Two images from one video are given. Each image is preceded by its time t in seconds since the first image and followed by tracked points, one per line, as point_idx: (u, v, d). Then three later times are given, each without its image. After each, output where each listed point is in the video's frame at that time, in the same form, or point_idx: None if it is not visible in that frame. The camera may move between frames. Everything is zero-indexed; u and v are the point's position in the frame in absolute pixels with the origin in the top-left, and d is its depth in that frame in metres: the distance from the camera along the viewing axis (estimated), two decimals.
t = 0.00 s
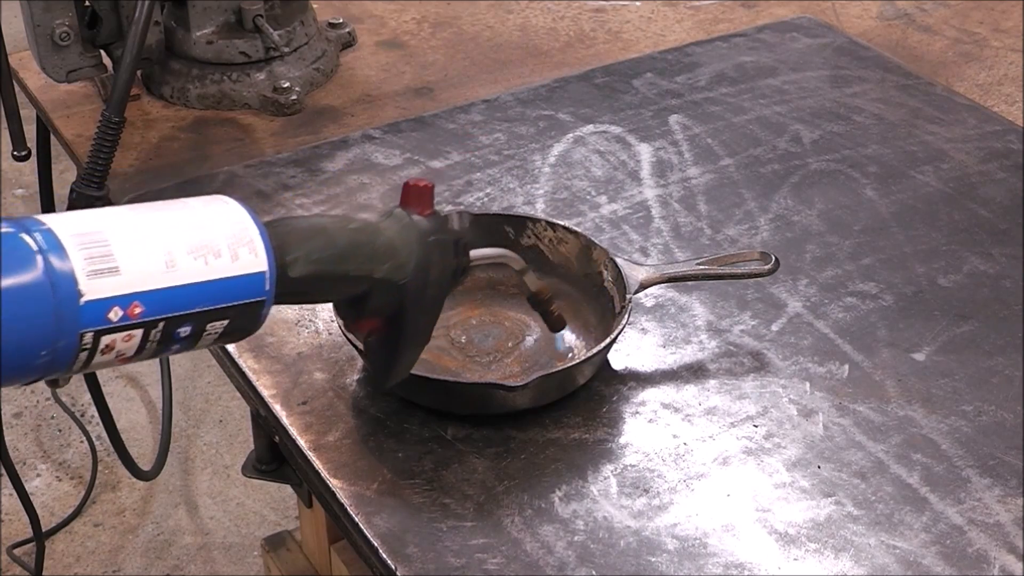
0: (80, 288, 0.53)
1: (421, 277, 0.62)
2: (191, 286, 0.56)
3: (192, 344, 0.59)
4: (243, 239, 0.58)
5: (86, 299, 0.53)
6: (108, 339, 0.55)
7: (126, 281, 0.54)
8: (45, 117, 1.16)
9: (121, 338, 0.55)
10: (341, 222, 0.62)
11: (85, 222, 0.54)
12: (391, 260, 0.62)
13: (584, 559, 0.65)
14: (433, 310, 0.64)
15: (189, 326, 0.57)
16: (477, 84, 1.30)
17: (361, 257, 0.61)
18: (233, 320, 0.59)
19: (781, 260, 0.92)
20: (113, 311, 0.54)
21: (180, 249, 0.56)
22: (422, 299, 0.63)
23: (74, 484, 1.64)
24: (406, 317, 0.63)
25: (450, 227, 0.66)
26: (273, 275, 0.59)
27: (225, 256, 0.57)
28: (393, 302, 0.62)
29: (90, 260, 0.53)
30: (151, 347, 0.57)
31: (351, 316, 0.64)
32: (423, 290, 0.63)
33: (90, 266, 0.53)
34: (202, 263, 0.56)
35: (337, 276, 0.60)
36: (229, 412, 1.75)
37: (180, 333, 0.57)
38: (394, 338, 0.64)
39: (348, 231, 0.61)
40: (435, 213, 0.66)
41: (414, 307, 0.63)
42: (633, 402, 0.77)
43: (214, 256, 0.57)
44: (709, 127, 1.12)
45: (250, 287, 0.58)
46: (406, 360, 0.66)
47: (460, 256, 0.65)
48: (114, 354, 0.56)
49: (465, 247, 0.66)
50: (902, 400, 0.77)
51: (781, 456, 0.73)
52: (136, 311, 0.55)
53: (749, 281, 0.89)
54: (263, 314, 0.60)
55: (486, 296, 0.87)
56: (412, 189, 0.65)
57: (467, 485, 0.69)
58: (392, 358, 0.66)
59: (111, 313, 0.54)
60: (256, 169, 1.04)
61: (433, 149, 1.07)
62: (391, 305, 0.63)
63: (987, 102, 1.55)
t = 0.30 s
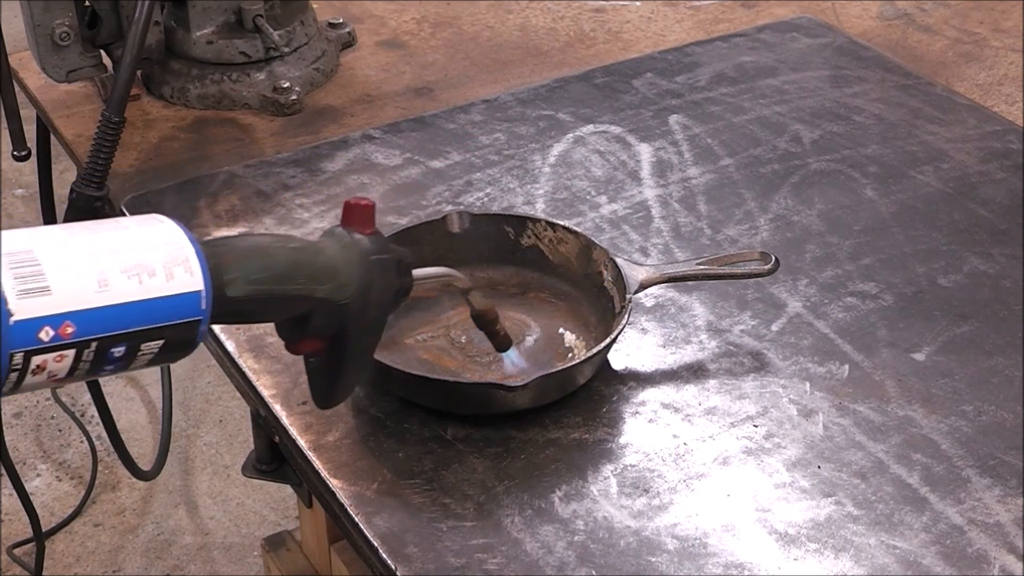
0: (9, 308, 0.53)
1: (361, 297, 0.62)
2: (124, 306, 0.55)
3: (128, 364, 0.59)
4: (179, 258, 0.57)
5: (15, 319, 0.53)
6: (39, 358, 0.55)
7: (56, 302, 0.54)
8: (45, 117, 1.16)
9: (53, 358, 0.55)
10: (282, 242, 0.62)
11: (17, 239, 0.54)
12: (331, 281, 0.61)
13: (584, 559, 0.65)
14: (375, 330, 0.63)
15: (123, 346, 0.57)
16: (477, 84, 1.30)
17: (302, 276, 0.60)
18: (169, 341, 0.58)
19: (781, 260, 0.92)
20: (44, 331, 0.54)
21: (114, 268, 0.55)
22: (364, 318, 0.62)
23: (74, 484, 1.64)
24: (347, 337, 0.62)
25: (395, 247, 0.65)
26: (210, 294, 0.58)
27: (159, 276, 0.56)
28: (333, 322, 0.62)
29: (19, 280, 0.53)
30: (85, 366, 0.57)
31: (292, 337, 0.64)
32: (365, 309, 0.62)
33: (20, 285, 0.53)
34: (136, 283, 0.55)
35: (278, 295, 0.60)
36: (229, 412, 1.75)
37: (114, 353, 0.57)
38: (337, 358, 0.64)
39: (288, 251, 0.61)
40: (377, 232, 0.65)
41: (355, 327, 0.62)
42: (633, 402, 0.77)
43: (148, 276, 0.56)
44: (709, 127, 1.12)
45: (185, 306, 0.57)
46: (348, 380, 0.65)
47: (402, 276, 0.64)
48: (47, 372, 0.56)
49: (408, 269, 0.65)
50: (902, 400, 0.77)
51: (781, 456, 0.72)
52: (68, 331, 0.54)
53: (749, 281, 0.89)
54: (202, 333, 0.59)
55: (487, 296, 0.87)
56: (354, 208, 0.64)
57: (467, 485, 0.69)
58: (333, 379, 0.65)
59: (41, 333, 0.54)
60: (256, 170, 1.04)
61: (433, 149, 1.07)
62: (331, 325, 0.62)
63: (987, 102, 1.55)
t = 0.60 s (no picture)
0: None
1: (299, 299, 0.61)
2: (60, 308, 0.55)
3: (65, 366, 0.59)
4: (115, 260, 0.57)
5: None
6: None
7: None
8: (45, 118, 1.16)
9: None
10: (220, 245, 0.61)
11: None
12: (269, 284, 0.61)
13: (584, 559, 0.65)
14: (313, 333, 0.63)
15: (59, 348, 0.57)
16: (477, 84, 1.30)
17: (240, 279, 0.60)
18: (106, 343, 0.58)
19: (781, 260, 0.92)
20: None
21: (49, 270, 0.55)
22: (301, 321, 0.62)
23: (74, 484, 1.64)
24: (285, 340, 0.62)
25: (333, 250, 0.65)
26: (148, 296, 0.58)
27: (95, 277, 0.56)
28: (271, 325, 0.61)
29: None
30: (20, 368, 0.57)
31: (231, 340, 0.63)
32: (303, 312, 0.62)
33: None
34: (72, 285, 0.56)
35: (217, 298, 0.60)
36: (229, 412, 1.75)
37: (50, 354, 0.57)
38: (276, 361, 0.63)
39: (227, 254, 0.61)
40: (315, 235, 0.65)
41: (292, 330, 0.62)
42: (633, 402, 0.77)
43: (84, 278, 0.56)
44: (709, 127, 1.12)
45: (122, 308, 0.57)
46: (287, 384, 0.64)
47: (340, 277, 0.64)
48: None
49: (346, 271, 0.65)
50: (902, 400, 0.77)
51: (781, 456, 0.72)
52: (3, 332, 0.54)
53: (749, 282, 0.89)
54: (139, 334, 0.59)
55: (487, 296, 0.87)
56: (290, 211, 0.64)
57: (467, 485, 0.69)
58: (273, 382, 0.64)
59: None
60: (255, 170, 1.04)
61: (433, 149, 1.07)
62: (269, 328, 0.61)
63: (987, 102, 1.55)
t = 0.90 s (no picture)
0: None
1: (249, 287, 0.61)
2: (16, 294, 0.53)
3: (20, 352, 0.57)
4: (70, 246, 0.55)
5: None
6: None
7: None
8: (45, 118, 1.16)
9: None
10: (170, 232, 0.60)
11: None
12: (219, 272, 0.60)
13: (584, 559, 0.65)
14: (262, 320, 0.63)
15: (14, 334, 0.55)
16: (477, 84, 1.30)
17: (190, 266, 0.59)
18: (61, 329, 0.56)
19: (781, 260, 0.92)
20: None
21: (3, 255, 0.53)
22: (250, 308, 0.61)
23: (74, 484, 1.64)
24: (234, 325, 0.62)
25: (283, 237, 0.64)
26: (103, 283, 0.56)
27: (51, 264, 0.54)
28: (221, 311, 0.61)
29: None
30: None
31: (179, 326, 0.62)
32: (252, 299, 0.61)
33: None
34: (27, 270, 0.54)
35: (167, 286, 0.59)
36: (229, 412, 1.75)
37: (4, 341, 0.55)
38: (226, 346, 0.63)
39: (177, 241, 0.60)
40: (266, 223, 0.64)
41: (242, 316, 0.61)
42: (633, 402, 0.77)
43: (40, 263, 0.54)
44: (709, 127, 1.12)
45: (76, 294, 0.55)
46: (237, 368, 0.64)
47: (289, 265, 0.63)
48: None
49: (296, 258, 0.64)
50: (902, 400, 0.77)
51: (782, 456, 0.72)
52: None
53: (749, 281, 0.89)
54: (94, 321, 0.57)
55: (487, 296, 0.87)
56: (242, 200, 0.64)
57: (467, 485, 0.69)
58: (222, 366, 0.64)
59: None
60: (255, 170, 1.04)
61: (433, 149, 1.07)
62: (219, 315, 0.61)
63: (987, 102, 1.55)
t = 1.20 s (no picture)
0: None
1: (222, 269, 0.61)
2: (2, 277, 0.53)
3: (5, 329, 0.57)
4: (55, 229, 0.55)
5: None
6: None
7: None
8: (45, 118, 1.16)
9: None
10: (145, 214, 0.60)
11: None
12: (193, 254, 0.61)
13: (584, 559, 0.65)
14: (234, 299, 0.63)
15: None
16: (477, 84, 1.30)
17: (165, 247, 0.60)
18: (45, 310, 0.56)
19: (781, 260, 0.92)
20: None
21: None
22: (224, 289, 0.62)
23: (74, 484, 1.64)
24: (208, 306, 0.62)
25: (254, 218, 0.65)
26: (86, 265, 0.56)
27: (37, 247, 0.54)
28: (195, 292, 0.61)
29: None
30: None
31: (154, 305, 0.63)
32: (226, 281, 0.62)
33: None
34: (12, 253, 0.53)
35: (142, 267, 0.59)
36: (229, 412, 1.75)
37: None
38: (199, 326, 0.63)
39: (153, 224, 0.60)
40: (239, 205, 0.64)
41: (216, 297, 0.62)
42: (633, 402, 0.77)
43: (26, 247, 0.54)
44: (709, 127, 1.12)
45: (61, 277, 0.55)
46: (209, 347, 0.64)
47: (259, 246, 0.64)
48: None
49: (267, 241, 0.65)
50: (902, 400, 0.77)
51: (782, 456, 0.72)
52: None
53: (749, 281, 0.89)
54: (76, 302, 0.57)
55: (487, 296, 0.87)
56: (215, 181, 0.63)
57: (467, 485, 0.69)
58: (195, 346, 0.64)
59: None
60: (255, 170, 1.04)
61: (433, 149, 1.07)
62: (194, 295, 0.61)
63: (987, 102, 1.55)
